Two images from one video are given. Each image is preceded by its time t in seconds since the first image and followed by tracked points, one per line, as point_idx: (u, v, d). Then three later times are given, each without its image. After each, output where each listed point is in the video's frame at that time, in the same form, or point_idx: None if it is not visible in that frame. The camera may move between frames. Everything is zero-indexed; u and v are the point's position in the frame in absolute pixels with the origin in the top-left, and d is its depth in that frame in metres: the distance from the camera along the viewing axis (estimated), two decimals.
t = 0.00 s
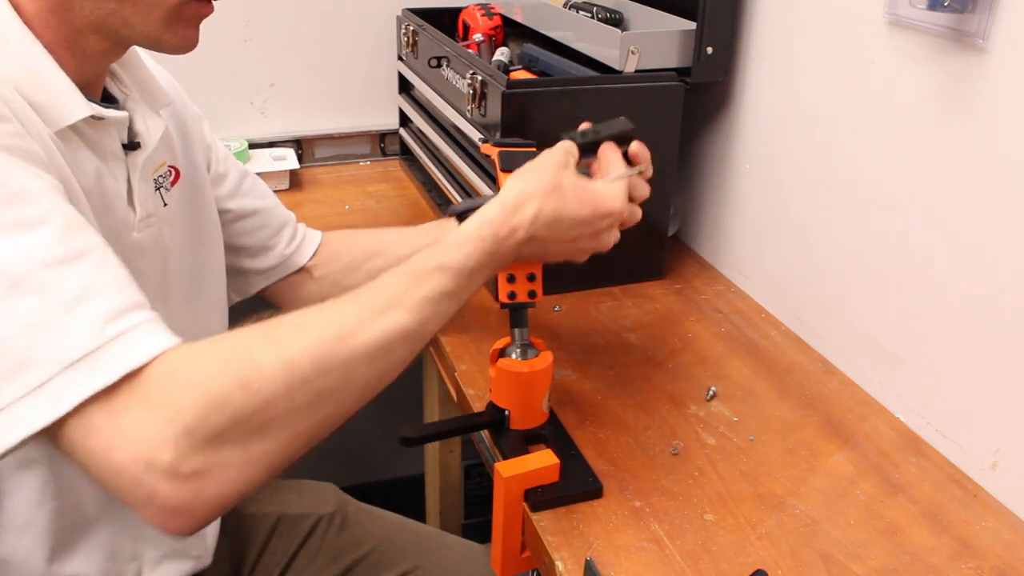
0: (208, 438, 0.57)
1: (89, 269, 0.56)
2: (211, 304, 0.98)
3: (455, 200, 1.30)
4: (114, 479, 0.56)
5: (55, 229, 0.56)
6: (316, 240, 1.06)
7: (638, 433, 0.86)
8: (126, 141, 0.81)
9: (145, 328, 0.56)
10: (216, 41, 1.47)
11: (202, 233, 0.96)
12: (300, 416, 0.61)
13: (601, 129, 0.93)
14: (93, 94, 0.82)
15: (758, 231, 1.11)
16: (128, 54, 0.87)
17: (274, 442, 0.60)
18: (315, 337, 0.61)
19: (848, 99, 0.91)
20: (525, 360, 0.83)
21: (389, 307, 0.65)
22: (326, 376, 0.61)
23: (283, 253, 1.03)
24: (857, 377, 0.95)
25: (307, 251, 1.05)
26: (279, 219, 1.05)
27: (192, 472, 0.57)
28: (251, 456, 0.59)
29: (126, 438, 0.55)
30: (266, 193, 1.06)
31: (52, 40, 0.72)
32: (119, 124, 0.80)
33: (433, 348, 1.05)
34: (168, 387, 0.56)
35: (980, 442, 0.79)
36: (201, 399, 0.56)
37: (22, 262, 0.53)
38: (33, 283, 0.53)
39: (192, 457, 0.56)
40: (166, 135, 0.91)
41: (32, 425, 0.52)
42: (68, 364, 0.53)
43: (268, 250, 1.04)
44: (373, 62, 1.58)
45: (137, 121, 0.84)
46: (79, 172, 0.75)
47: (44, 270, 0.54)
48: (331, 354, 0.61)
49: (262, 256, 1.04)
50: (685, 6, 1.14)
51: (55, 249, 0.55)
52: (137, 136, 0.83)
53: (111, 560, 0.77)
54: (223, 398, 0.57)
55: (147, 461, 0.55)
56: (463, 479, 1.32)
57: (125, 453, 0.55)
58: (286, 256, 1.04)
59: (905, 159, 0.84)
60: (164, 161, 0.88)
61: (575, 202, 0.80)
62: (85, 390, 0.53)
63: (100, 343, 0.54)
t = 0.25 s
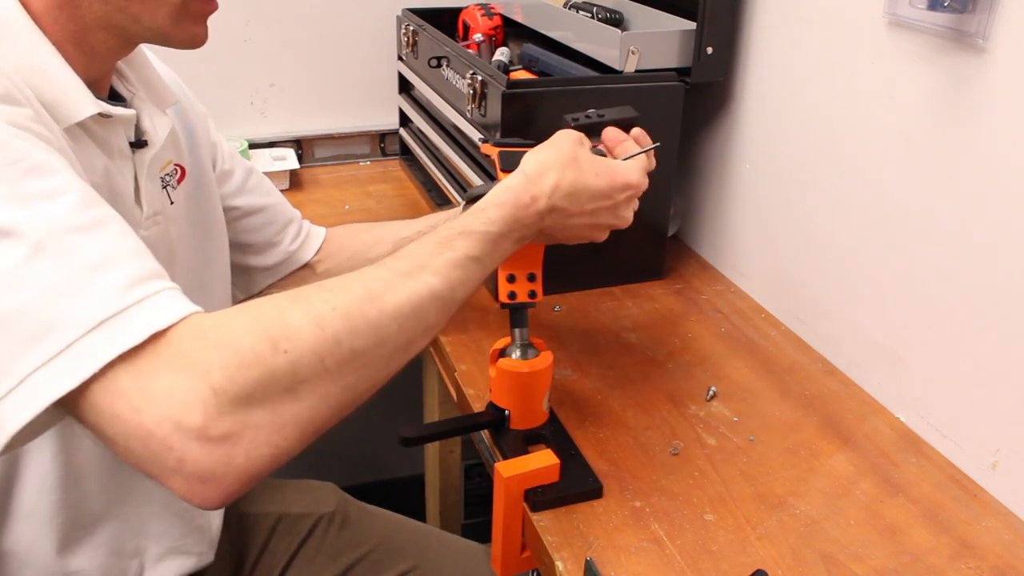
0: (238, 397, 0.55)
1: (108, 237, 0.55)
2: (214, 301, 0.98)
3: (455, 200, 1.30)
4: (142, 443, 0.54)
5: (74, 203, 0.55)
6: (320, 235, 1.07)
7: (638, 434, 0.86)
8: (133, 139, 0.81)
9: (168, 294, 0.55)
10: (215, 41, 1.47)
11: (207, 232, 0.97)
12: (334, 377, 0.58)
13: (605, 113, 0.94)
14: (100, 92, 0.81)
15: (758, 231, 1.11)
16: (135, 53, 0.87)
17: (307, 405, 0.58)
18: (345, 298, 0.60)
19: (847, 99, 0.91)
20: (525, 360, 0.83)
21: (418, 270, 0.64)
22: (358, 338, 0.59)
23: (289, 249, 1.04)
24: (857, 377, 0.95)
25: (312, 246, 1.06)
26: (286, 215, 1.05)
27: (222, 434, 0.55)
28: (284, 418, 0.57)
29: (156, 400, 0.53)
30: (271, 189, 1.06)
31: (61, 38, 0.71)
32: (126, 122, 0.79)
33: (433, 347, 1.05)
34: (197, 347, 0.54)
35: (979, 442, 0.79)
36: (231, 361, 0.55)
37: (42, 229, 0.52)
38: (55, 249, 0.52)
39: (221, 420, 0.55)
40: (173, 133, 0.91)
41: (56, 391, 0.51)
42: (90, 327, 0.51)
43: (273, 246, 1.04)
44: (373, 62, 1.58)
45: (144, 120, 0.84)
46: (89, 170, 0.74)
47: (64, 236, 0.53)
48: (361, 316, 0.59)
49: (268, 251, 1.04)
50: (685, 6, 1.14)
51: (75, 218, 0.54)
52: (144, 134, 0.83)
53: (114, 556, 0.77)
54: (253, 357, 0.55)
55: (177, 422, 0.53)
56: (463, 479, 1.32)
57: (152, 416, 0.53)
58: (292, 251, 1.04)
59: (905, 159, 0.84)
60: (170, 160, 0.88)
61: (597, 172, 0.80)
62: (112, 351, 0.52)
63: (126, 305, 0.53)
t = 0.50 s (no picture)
0: (267, 378, 0.51)
1: (132, 223, 0.52)
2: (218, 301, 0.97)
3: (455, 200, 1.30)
4: (170, 427, 0.50)
5: (97, 187, 0.53)
6: (324, 238, 1.07)
7: (638, 434, 0.86)
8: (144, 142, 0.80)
9: (195, 277, 0.52)
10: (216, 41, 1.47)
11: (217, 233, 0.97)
12: (361, 353, 0.54)
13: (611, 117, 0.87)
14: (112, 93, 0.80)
15: (758, 230, 1.11)
16: (146, 56, 0.87)
17: (335, 382, 0.53)
18: (370, 273, 0.56)
19: (847, 99, 0.91)
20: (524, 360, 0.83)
21: (439, 239, 0.59)
22: (384, 311, 0.55)
23: (294, 250, 1.04)
24: (857, 377, 0.95)
25: (316, 249, 1.06)
26: (293, 216, 1.04)
27: (251, 418, 0.51)
28: (314, 398, 0.52)
29: (181, 384, 0.50)
30: (276, 192, 1.06)
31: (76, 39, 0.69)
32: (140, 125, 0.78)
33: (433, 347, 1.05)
34: (222, 328, 0.51)
35: (979, 442, 0.79)
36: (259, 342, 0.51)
37: (64, 214, 0.50)
38: (80, 231, 0.50)
39: (250, 402, 0.51)
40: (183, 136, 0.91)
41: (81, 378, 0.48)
42: (115, 309, 0.48)
43: (279, 248, 1.04)
44: (373, 62, 1.58)
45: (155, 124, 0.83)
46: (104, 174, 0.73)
47: (87, 221, 0.51)
48: (386, 290, 0.55)
49: (273, 253, 1.04)
50: (685, 6, 1.14)
51: (98, 205, 0.52)
52: (155, 138, 0.82)
53: (118, 557, 0.77)
54: (279, 336, 0.52)
55: (205, 406, 0.50)
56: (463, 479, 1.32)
57: (180, 400, 0.50)
58: (296, 254, 1.04)
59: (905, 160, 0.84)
60: (179, 162, 0.88)
61: (596, 132, 0.76)
62: (138, 333, 0.49)
63: (153, 286, 0.50)
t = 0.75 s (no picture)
0: (292, 381, 0.48)
1: (156, 223, 0.49)
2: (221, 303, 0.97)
3: (455, 200, 1.29)
4: (192, 433, 0.47)
5: (120, 186, 0.50)
6: (320, 245, 1.08)
7: (638, 434, 0.86)
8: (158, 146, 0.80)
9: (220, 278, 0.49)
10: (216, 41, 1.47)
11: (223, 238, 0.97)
12: (390, 357, 0.50)
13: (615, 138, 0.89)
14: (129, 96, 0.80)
15: (758, 230, 1.11)
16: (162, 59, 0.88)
17: (361, 387, 0.50)
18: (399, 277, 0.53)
19: (847, 98, 0.91)
20: (525, 360, 0.83)
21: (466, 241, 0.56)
22: (412, 314, 0.51)
23: (292, 259, 1.04)
24: (857, 378, 0.95)
25: (314, 256, 1.06)
26: (293, 226, 1.05)
27: (276, 422, 0.48)
28: (339, 403, 0.49)
29: (202, 388, 0.47)
30: (278, 201, 1.06)
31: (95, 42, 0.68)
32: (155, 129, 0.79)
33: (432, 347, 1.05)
34: (245, 331, 0.48)
35: (979, 442, 0.79)
36: (284, 343, 0.48)
37: (90, 213, 0.47)
38: (101, 232, 0.47)
39: (276, 405, 0.48)
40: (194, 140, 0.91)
41: (105, 382, 0.45)
42: (138, 312, 0.46)
43: (277, 257, 1.04)
44: (373, 62, 1.58)
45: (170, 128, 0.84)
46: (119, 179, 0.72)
47: (109, 220, 0.48)
48: (415, 294, 0.52)
49: (271, 262, 1.04)
50: (685, 6, 1.14)
51: (122, 204, 0.49)
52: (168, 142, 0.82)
53: (126, 560, 0.76)
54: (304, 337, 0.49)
55: (227, 410, 0.47)
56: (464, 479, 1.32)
57: (202, 402, 0.47)
58: (295, 263, 1.04)
59: (905, 160, 0.84)
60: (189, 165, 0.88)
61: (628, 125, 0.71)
62: (161, 336, 0.46)
63: (176, 288, 0.47)
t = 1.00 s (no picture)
0: (370, 409, 0.54)
1: (222, 242, 0.55)
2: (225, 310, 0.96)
3: (455, 200, 1.29)
4: (267, 440, 0.52)
5: (186, 206, 0.55)
6: (313, 257, 1.08)
7: (638, 434, 0.86)
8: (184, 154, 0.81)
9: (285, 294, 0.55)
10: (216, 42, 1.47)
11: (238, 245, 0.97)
12: (464, 411, 0.57)
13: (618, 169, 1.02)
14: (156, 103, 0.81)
15: (758, 231, 1.11)
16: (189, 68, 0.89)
17: (437, 430, 0.56)
18: (489, 347, 0.60)
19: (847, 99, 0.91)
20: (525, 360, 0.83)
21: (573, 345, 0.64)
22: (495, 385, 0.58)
23: (290, 271, 1.04)
24: (857, 377, 0.95)
25: (310, 265, 1.07)
26: (292, 238, 1.05)
27: (348, 439, 0.54)
28: (409, 440, 0.55)
29: (286, 397, 0.52)
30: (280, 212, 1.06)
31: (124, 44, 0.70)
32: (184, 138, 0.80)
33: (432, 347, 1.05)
34: (338, 356, 0.55)
35: (980, 442, 0.79)
36: (372, 373, 0.55)
37: (166, 231, 0.53)
38: (181, 250, 0.52)
39: (349, 424, 0.53)
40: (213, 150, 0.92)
41: (189, 393, 0.51)
42: (222, 326, 0.51)
43: (275, 268, 1.04)
44: (373, 62, 1.58)
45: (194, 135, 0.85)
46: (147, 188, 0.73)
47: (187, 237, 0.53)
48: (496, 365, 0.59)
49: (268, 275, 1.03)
50: (685, 6, 1.14)
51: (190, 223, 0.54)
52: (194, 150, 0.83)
53: (136, 565, 0.77)
54: (393, 375, 0.56)
55: (305, 419, 0.52)
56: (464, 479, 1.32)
57: (278, 412, 0.52)
58: (292, 275, 1.05)
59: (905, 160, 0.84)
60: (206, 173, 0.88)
61: (725, 333, 0.73)
62: (244, 351, 0.52)
63: (250, 306, 0.53)
